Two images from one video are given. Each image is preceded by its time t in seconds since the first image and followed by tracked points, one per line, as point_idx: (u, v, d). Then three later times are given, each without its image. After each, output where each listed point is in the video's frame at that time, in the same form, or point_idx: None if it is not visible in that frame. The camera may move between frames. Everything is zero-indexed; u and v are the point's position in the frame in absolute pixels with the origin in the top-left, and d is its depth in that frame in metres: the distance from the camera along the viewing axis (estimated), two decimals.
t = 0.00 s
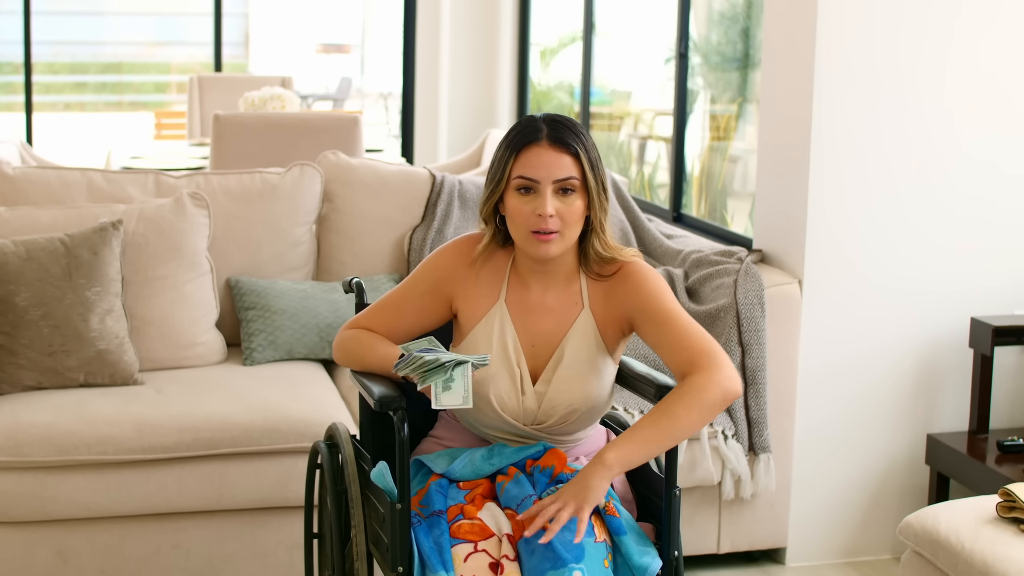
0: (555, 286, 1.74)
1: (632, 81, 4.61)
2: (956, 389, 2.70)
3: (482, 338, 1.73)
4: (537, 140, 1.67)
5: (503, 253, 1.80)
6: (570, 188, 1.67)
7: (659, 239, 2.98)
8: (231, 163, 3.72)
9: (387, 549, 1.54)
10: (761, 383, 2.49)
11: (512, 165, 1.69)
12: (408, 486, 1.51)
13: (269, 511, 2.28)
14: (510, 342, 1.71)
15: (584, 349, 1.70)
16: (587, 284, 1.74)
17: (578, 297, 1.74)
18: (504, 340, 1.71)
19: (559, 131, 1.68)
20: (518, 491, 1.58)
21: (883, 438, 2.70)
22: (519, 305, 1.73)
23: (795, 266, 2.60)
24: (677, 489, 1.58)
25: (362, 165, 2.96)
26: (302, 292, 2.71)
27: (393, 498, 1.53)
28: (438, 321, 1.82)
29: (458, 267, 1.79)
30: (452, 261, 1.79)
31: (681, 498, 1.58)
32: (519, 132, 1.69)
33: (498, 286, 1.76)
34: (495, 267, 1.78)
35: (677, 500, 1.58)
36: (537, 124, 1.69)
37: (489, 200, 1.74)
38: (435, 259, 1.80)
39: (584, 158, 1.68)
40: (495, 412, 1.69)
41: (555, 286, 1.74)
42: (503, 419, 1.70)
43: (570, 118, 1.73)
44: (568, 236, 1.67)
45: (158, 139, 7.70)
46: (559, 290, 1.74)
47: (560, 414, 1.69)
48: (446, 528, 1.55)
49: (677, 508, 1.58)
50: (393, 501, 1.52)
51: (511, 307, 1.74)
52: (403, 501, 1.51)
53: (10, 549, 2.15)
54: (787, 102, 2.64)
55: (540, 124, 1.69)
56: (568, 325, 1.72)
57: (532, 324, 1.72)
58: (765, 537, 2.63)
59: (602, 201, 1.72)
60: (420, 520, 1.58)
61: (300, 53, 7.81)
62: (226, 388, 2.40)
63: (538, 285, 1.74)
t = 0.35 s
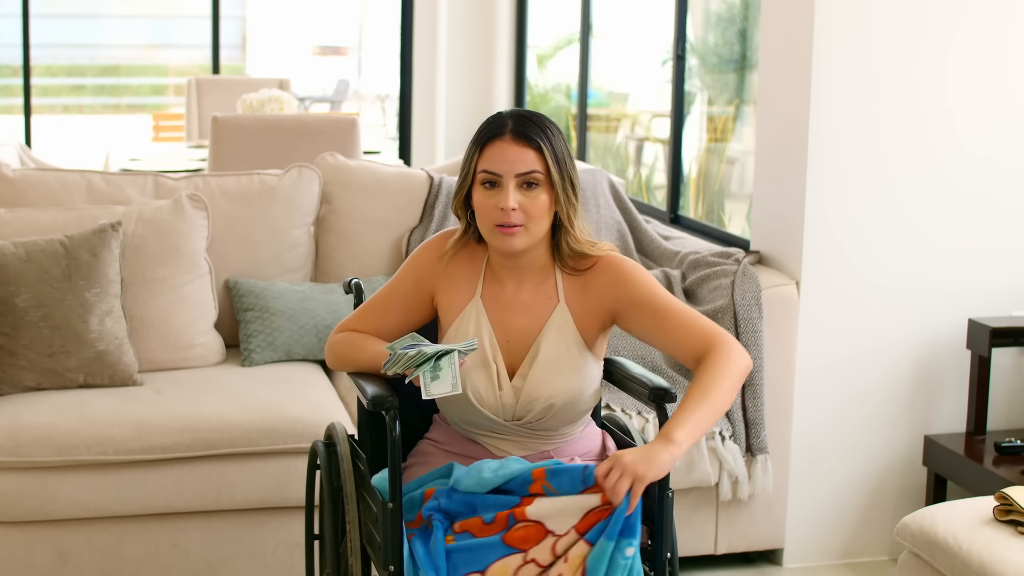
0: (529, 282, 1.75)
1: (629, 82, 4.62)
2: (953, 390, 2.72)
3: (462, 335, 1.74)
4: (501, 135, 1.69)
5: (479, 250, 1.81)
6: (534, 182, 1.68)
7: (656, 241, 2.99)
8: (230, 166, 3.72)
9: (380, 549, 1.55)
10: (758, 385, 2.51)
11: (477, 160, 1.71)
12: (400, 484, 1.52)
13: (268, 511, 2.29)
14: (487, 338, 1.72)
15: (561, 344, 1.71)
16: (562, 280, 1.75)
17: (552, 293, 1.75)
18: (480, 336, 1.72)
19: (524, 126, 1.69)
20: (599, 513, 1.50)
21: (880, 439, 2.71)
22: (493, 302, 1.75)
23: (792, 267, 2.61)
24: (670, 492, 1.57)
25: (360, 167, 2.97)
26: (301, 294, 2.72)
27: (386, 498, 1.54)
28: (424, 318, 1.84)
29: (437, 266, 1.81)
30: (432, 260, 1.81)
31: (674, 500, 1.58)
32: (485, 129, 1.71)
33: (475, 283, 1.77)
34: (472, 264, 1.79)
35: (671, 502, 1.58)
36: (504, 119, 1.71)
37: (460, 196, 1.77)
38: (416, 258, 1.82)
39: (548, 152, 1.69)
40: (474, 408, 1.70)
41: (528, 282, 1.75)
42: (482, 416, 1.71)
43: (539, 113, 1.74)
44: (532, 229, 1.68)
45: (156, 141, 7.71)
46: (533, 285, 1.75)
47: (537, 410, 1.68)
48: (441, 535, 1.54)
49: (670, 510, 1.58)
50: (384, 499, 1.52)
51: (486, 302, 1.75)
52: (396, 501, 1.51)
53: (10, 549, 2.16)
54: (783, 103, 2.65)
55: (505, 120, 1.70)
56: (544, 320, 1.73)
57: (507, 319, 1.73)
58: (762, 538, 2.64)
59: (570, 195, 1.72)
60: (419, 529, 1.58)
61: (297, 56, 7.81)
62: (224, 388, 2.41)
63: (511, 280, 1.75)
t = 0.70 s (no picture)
0: (525, 279, 1.76)
1: (629, 81, 4.63)
2: (951, 389, 2.72)
3: (461, 337, 1.73)
4: (483, 137, 1.71)
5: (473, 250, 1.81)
6: (518, 181, 1.70)
7: (655, 240, 3.00)
8: (230, 165, 3.72)
9: (381, 546, 1.56)
10: (757, 382, 2.54)
11: (462, 162, 1.73)
12: (400, 483, 1.53)
13: (268, 509, 2.30)
14: (488, 338, 1.71)
15: (563, 337, 1.72)
16: (558, 274, 1.77)
17: (550, 289, 1.76)
18: (480, 337, 1.71)
19: (505, 126, 1.71)
20: (910, 342, 1.36)
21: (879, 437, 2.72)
22: (491, 303, 1.75)
23: (791, 266, 2.62)
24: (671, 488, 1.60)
25: (359, 166, 2.97)
26: (301, 292, 2.73)
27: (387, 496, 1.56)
28: (420, 317, 1.83)
29: (431, 267, 1.79)
30: (427, 260, 1.80)
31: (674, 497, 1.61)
32: (467, 130, 1.73)
33: (471, 283, 1.77)
34: (468, 264, 1.79)
35: (670, 498, 1.60)
36: (485, 122, 1.73)
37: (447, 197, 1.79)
38: (410, 259, 1.80)
39: (531, 151, 1.71)
40: (480, 409, 1.69)
41: (526, 280, 1.76)
42: (486, 417, 1.70)
43: (522, 113, 1.76)
44: (520, 228, 1.69)
45: (156, 141, 7.71)
46: (530, 282, 1.76)
47: (545, 404, 1.69)
48: None
49: (669, 506, 1.60)
50: (386, 497, 1.54)
51: (485, 302, 1.75)
52: (397, 499, 1.53)
53: (10, 546, 2.17)
54: (782, 102, 2.66)
55: (487, 121, 1.72)
56: (544, 317, 1.73)
57: (507, 318, 1.73)
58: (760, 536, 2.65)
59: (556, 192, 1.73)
60: None
61: (297, 55, 7.82)
62: (224, 386, 2.42)
63: (508, 279, 1.75)
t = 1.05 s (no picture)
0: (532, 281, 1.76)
1: (633, 82, 4.64)
2: (954, 388, 2.73)
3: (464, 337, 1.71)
4: (493, 141, 1.71)
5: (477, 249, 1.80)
6: (527, 185, 1.70)
7: (659, 240, 3.01)
8: (236, 166, 3.75)
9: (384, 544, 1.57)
10: (761, 383, 2.54)
11: (471, 166, 1.73)
12: (404, 482, 1.55)
13: (273, 508, 2.32)
14: (493, 339, 1.70)
15: (569, 341, 1.72)
16: (565, 276, 1.78)
17: (557, 291, 1.77)
18: (485, 338, 1.70)
19: (515, 130, 1.71)
20: None
21: (881, 437, 2.72)
22: (497, 303, 1.74)
23: (794, 266, 2.63)
24: (672, 486, 1.61)
25: (364, 167, 2.98)
26: (306, 292, 2.75)
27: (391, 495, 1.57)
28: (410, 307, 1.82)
29: (434, 263, 1.79)
30: (428, 258, 1.79)
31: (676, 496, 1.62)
32: (477, 134, 1.72)
33: (474, 282, 1.76)
34: (472, 263, 1.78)
35: (672, 497, 1.61)
36: (494, 125, 1.73)
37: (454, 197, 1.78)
38: (411, 253, 1.79)
39: (540, 156, 1.71)
40: (483, 409, 1.70)
41: (533, 283, 1.76)
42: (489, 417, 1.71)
43: (531, 117, 1.76)
44: (529, 232, 1.69)
45: (161, 142, 7.72)
46: (537, 284, 1.76)
47: (549, 404, 1.70)
48: None
49: (671, 505, 1.61)
50: (388, 496, 1.56)
51: (489, 302, 1.74)
52: (401, 498, 1.55)
53: (17, 544, 2.18)
54: (786, 103, 2.67)
55: (497, 124, 1.72)
56: (550, 319, 1.74)
57: (514, 319, 1.73)
58: (763, 535, 2.66)
59: (565, 196, 1.74)
60: None
61: (302, 57, 7.83)
62: (229, 386, 2.43)
63: (515, 281, 1.76)
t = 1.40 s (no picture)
0: (544, 308, 1.72)
1: (639, 84, 4.66)
2: (956, 389, 2.74)
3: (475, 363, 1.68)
4: (508, 163, 1.68)
5: (488, 274, 1.76)
6: (541, 209, 1.67)
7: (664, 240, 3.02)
8: (244, 165, 3.77)
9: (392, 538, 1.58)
10: (762, 382, 2.54)
11: (484, 189, 1.70)
12: (412, 476, 1.56)
13: (279, 505, 2.33)
14: (504, 367, 1.67)
15: (581, 370, 1.68)
16: (578, 304, 1.73)
17: (569, 318, 1.72)
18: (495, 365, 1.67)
19: (531, 154, 1.69)
20: None
21: (883, 438, 2.73)
22: (507, 333, 1.71)
23: (797, 267, 2.64)
24: (674, 482, 1.61)
25: (371, 167, 3.00)
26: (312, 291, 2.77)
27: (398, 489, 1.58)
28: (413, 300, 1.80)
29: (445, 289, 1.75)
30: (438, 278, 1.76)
31: (678, 491, 1.62)
32: (491, 157, 1.70)
33: (485, 307, 1.73)
34: (483, 286, 1.75)
35: (674, 492, 1.62)
36: (510, 148, 1.71)
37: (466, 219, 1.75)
38: (422, 274, 1.75)
39: (555, 180, 1.68)
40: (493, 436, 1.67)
41: (544, 312, 1.72)
42: (500, 441, 1.68)
43: (547, 143, 1.73)
44: (542, 256, 1.66)
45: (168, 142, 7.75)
46: (550, 311, 1.73)
47: (563, 429, 1.67)
48: None
49: (673, 500, 1.61)
50: (396, 490, 1.57)
51: (500, 330, 1.71)
52: (408, 492, 1.56)
53: (25, 540, 2.20)
54: (790, 105, 2.68)
55: (511, 148, 1.70)
56: (562, 347, 1.70)
57: (525, 347, 1.70)
58: (766, 534, 2.67)
59: (579, 220, 1.70)
60: None
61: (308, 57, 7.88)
62: (236, 384, 2.45)
63: (526, 309, 1.72)
